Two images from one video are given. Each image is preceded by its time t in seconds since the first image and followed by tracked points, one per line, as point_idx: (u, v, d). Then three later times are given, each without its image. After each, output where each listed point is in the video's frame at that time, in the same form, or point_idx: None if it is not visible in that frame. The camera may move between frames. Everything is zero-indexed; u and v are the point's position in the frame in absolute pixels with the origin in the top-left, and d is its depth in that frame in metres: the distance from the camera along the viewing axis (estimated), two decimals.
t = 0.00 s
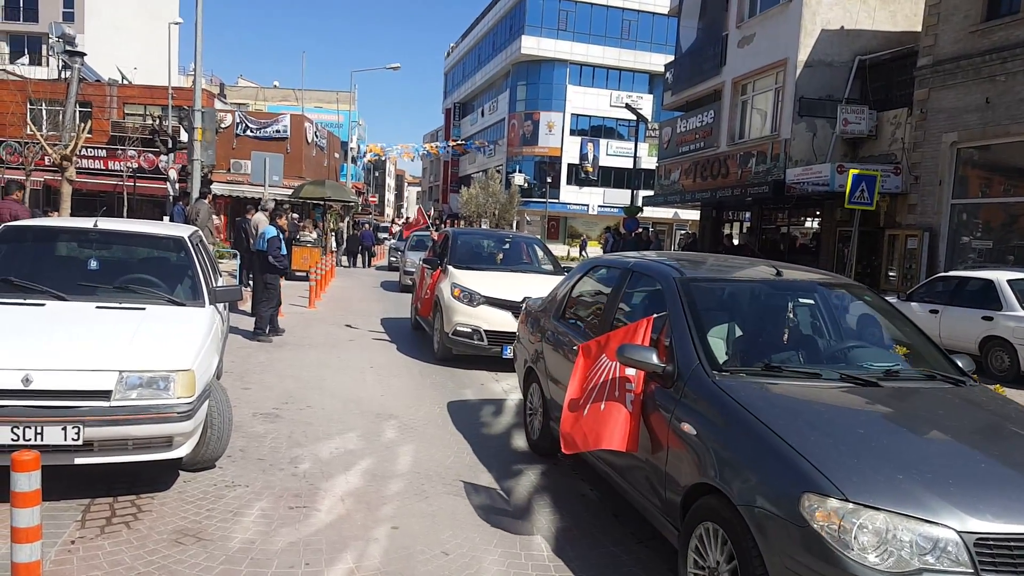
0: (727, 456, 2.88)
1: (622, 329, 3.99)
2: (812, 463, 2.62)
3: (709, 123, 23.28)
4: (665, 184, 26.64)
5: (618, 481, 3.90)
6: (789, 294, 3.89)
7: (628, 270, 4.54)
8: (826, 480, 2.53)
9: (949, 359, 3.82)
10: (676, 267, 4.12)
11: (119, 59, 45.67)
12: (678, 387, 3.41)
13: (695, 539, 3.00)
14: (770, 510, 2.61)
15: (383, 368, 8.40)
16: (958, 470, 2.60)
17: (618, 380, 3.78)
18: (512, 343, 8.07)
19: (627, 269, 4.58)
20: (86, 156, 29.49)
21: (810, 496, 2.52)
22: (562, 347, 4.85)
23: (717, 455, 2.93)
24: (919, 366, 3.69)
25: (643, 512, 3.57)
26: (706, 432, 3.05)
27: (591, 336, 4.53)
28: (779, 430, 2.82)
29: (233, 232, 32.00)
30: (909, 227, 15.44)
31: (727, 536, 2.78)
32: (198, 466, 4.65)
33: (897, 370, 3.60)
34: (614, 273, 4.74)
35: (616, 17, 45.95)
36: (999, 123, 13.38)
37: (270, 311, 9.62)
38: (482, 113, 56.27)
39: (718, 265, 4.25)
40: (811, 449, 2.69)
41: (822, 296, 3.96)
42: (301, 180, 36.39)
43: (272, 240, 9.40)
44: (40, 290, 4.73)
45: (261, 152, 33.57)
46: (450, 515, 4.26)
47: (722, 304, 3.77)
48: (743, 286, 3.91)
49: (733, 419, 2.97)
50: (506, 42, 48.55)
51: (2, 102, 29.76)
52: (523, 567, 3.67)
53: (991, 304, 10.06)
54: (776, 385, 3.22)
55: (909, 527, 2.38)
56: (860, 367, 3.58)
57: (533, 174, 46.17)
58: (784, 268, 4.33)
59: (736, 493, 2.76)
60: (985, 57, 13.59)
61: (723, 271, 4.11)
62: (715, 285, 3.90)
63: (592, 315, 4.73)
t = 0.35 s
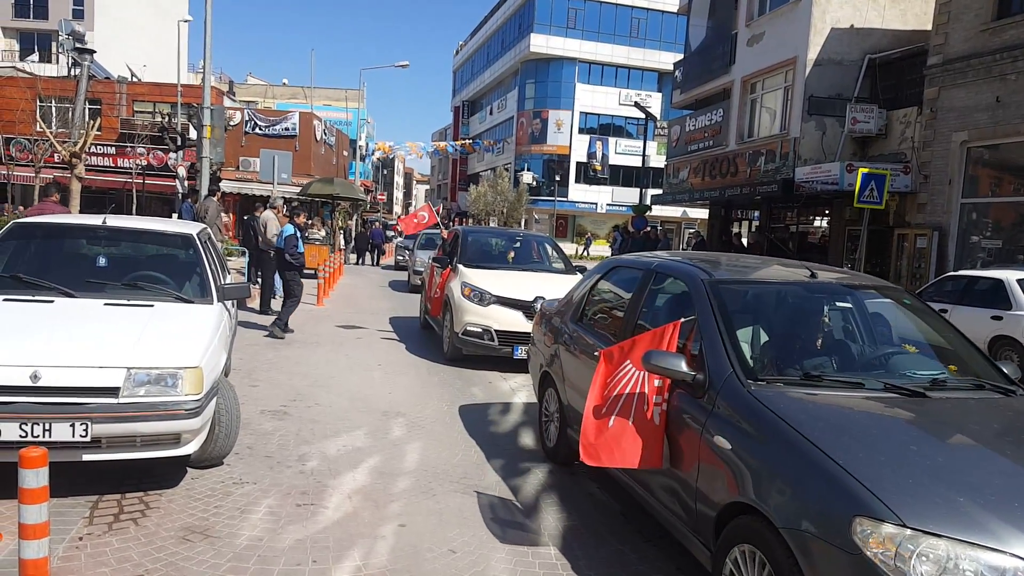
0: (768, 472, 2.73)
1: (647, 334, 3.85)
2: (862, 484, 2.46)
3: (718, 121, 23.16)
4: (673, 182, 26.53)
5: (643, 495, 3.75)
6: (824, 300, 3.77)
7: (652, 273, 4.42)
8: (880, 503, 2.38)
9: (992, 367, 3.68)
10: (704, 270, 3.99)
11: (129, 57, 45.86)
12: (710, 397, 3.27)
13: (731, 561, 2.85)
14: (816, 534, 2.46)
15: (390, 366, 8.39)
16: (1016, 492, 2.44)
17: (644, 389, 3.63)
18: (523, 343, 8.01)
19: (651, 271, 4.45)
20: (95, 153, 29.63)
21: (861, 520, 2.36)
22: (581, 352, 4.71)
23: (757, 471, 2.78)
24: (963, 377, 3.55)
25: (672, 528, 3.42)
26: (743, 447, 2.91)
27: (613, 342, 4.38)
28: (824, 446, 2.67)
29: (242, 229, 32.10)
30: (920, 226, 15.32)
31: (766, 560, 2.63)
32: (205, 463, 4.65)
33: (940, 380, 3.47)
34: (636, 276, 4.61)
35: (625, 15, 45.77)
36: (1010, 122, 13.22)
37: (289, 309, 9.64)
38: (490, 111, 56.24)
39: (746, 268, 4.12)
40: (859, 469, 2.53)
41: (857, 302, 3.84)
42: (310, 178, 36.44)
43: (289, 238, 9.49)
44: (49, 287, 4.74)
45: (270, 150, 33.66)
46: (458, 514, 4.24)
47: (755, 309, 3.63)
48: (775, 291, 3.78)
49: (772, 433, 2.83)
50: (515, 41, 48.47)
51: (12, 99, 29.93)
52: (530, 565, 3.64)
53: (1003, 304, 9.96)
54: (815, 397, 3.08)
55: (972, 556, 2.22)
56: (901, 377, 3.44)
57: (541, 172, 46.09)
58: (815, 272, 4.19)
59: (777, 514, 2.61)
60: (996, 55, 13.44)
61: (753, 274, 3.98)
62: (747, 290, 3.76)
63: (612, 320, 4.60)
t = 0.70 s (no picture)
0: (817, 497, 2.46)
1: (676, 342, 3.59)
2: (928, 513, 2.19)
3: (724, 121, 23.10)
4: (679, 182, 26.48)
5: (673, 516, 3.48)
6: (866, 306, 3.48)
7: (677, 275, 4.13)
8: (948, 537, 2.11)
9: None
10: (736, 274, 3.70)
11: (135, 57, 46.01)
12: (747, 412, 2.98)
13: None
14: (872, 570, 2.19)
15: (396, 366, 8.40)
16: None
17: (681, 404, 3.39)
18: (532, 344, 7.95)
19: (675, 274, 4.18)
20: (102, 154, 29.75)
21: (930, 556, 2.09)
22: (601, 360, 4.44)
23: (804, 496, 2.51)
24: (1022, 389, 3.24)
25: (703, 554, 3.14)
26: (787, 468, 2.63)
27: (636, 351, 4.10)
28: (882, 470, 2.40)
29: (248, 229, 32.19)
30: (926, 226, 15.27)
31: None
32: (211, 463, 4.65)
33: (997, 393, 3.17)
34: (660, 279, 4.33)
35: (630, 15, 45.72)
36: (1016, 122, 13.13)
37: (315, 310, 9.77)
38: (496, 110, 56.25)
39: (779, 270, 3.84)
40: (924, 496, 2.26)
41: (903, 307, 3.54)
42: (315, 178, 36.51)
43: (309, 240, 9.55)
44: (55, 287, 4.75)
45: (275, 150, 33.74)
46: (463, 514, 4.24)
47: (793, 316, 3.35)
48: (813, 296, 3.50)
49: (820, 454, 2.56)
50: (520, 40, 48.46)
51: (19, 100, 30.06)
52: (536, 566, 3.63)
53: (1010, 304, 9.90)
54: (866, 413, 2.80)
55: None
56: (954, 390, 3.14)
57: (546, 172, 46.04)
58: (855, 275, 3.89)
59: (828, 546, 2.33)
60: (1002, 54, 13.34)
61: (788, 277, 3.70)
62: (783, 294, 3.48)
63: (634, 327, 4.32)
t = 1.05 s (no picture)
0: (881, 532, 2.19)
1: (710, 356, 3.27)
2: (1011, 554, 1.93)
3: (727, 123, 23.07)
4: (682, 184, 26.46)
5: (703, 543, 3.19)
6: (915, 316, 3.21)
7: (706, 281, 3.85)
8: None
9: None
10: (772, 280, 3.42)
11: (139, 60, 46.16)
12: (794, 434, 2.70)
13: None
14: None
15: (399, 368, 8.40)
16: None
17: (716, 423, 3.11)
18: (539, 348, 7.89)
19: (703, 279, 3.88)
20: (106, 157, 29.83)
21: None
22: (623, 371, 4.16)
23: (864, 531, 2.24)
24: None
25: None
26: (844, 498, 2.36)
27: (663, 363, 3.82)
28: (955, 505, 2.13)
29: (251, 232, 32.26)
30: (930, 228, 15.25)
31: None
32: (215, 465, 4.66)
33: None
34: (686, 284, 4.04)
35: (633, 18, 45.75)
36: (1020, 124, 13.08)
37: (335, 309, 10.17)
38: (499, 113, 56.31)
39: (816, 277, 3.57)
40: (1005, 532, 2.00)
41: (953, 319, 3.28)
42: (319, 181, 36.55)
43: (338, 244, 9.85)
44: (59, 290, 4.76)
45: (279, 153, 33.81)
46: (467, 516, 4.23)
47: (839, 327, 3.08)
48: (858, 305, 3.23)
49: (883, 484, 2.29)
50: (523, 43, 48.49)
51: (23, 103, 30.17)
52: (541, 568, 3.63)
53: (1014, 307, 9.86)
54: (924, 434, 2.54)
55: None
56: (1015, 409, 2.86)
57: (549, 175, 46.04)
58: (895, 280, 3.62)
59: None
60: (1006, 56, 13.31)
61: (828, 284, 3.43)
62: (826, 303, 3.21)
63: (657, 336, 4.04)
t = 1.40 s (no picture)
0: None
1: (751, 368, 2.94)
2: None
3: (727, 123, 23.06)
4: (682, 184, 26.47)
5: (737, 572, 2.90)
6: (976, 325, 2.90)
7: (739, 286, 3.53)
8: None
9: None
10: (816, 285, 3.11)
11: (139, 58, 46.16)
12: (851, 459, 2.39)
13: None
14: None
15: (399, 368, 8.39)
16: None
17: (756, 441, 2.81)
18: (542, 350, 7.74)
19: (736, 284, 3.57)
20: (105, 155, 29.82)
21: None
22: (646, 383, 3.84)
23: None
24: None
25: None
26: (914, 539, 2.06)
27: (691, 375, 3.50)
28: None
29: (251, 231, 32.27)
30: (930, 228, 15.26)
31: None
32: (214, 464, 4.65)
33: None
34: (716, 289, 3.72)
35: (633, 18, 45.75)
36: (1019, 125, 13.09)
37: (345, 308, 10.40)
38: (499, 113, 56.34)
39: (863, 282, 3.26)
40: None
41: (1019, 327, 2.96)
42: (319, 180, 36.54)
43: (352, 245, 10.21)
44: (58, 288, 4.75)
45: (278, 152, 33.81)
46: (466, 515, 4.23)
47: (895, 338, 2.77)
48: (914, 313, 2.92)
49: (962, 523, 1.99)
50: (523, 42, 48.50)
51: (22, 101, 30.14)
52: (540, 567, 3.63)
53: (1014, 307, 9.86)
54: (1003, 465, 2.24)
55: None
56: None
57: (549, 174, 46.04)
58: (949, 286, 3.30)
59: None
60: (1005, 57, 13.32)
61: (877, 289, 3.12)
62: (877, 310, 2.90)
63: (683, 346, 3.73)
